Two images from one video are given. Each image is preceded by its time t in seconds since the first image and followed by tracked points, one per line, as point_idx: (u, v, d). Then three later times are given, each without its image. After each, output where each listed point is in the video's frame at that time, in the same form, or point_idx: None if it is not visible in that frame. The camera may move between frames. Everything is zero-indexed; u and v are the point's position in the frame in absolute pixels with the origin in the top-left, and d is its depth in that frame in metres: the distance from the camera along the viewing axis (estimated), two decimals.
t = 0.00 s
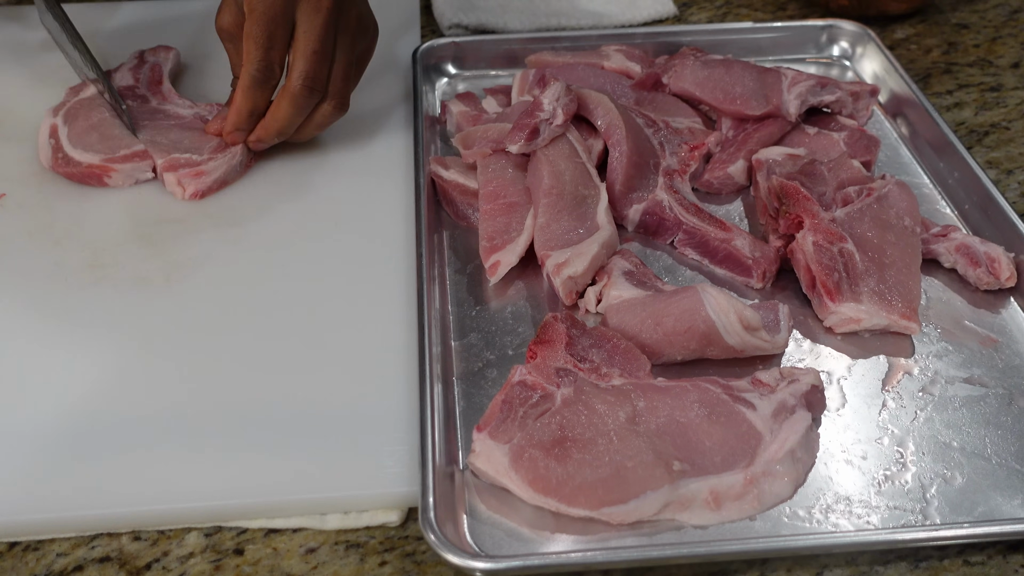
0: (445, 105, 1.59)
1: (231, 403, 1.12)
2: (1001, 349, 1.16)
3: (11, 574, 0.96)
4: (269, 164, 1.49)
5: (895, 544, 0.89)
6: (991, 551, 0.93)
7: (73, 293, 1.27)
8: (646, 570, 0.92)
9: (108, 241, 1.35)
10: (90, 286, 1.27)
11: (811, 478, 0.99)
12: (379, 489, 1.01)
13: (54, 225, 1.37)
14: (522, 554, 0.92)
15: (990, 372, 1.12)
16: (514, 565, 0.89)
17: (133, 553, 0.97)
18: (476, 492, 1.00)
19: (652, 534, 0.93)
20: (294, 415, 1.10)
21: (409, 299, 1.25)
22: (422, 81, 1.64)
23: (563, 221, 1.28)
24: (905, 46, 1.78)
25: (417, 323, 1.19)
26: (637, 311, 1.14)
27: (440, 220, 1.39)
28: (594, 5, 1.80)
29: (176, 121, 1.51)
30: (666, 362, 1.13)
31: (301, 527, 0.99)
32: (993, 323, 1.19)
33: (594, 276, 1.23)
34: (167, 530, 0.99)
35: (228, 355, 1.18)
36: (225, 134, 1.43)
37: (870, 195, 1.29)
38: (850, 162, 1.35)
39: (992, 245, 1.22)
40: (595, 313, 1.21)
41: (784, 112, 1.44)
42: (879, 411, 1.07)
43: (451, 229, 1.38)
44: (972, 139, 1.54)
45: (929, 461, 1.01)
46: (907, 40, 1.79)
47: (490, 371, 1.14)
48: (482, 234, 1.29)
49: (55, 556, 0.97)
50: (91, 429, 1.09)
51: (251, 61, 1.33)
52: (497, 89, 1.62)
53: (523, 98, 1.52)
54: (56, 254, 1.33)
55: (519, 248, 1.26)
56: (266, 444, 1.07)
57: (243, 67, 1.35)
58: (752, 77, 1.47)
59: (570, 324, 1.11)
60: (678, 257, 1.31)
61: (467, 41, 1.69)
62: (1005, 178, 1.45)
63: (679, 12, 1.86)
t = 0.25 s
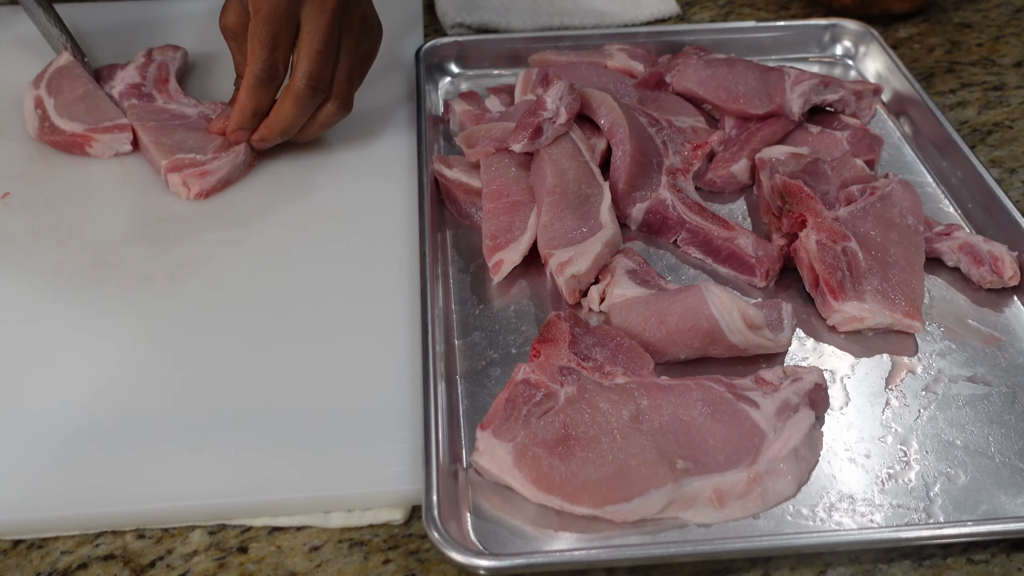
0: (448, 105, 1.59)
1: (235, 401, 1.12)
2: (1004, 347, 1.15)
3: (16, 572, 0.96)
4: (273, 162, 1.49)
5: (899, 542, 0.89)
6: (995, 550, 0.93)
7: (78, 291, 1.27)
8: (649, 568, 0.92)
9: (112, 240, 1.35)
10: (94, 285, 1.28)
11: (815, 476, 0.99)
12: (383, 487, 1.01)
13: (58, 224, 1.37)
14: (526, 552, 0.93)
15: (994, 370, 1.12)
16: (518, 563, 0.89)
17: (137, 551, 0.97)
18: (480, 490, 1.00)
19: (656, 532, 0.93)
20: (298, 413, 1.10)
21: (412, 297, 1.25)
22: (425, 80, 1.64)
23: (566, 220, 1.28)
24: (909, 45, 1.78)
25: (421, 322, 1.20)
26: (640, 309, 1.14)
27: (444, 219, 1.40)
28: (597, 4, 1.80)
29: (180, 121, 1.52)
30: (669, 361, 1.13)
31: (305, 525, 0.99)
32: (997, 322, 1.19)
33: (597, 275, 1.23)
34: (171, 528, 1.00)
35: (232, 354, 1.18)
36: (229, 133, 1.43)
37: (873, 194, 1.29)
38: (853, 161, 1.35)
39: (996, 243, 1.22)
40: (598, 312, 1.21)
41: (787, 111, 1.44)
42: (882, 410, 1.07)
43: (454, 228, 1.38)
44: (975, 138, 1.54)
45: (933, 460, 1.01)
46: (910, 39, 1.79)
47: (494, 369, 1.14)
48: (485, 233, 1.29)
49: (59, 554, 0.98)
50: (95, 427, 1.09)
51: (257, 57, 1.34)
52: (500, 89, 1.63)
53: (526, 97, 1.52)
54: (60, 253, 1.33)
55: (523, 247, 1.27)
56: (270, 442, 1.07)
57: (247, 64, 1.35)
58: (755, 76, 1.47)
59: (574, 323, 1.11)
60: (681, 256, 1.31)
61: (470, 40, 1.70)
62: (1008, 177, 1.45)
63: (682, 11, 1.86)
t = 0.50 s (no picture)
0: (450, 104, 1.59)
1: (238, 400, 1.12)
2: (1006, 346, 1.15)
3: (19, 569, 0.96)
4: (276, 161, 1.49)
5: (901, 540, 0.90)
6: (997, 548, 0.93)
7: (81, 289, 1.27)
8: (652, 566, 0.92)
9: (114, 239, 1.35)
10: (97, 283, 1.28)
11: (817, 475, 0.99)
12: (386, 485, 1.02)
13: (61, 222, 1.38)
14: (529, 550, 0.93)
15: (996, 369, 1.12)
16: (521, 561, 0.89)
17: (140, 549, 0.97)
18: (482, 488, 1.00)
19: (658, 531, 0.93)
20: (300, 411, 1.11)
21: (415, 296, 1.25)
22: (427, 79, 1.64)
23: (569, 219, 1.28)
24: (911, 44, 1.77)
25: (423, 320, 1.20)
26: (642, 308, 1.14)
27: (446, 218, 1.40)
28: (600, 3, 1.80)
29: (183, 120, 1.52)
30: (672, 359, 1.13)
31: (307, 523, 0.99)
32: (999, 321, 1.19)
33: (599, 274, 1.23)
34: (174, 526, 1.00)
35: (234, 352, 1.18)
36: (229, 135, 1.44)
37: (875, 193, 1.29)
38: (855, 160, 1.35)
39: (998, 242, 1.22)
40: (601, 311, 1.21)
41: (789, 110, 1.44)
42: (884, 409, 1.07)
43: (456, 227, 1.38)
44: (977, 137, 1.54)
45: (935, 458, 1.01)
46: (912, 39, 1.79)
47: (496, 368, 1.15)
48: (488, 232, 1.29)
49: (62, 552, 0.98)
50: (98, 425, 1.09)
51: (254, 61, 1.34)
52: (502, 88, 1.63)
53: (528, 96, 1.52)
54: (62, 252, 1.33)
55: (525, 246, 1.27)
56: (273, 440, 1.07)
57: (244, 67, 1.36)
58: (757, 76, 1.47)
59: (576, 321, 1.11)
60: (684, 255, 1.31)
61: (473, 40, 1.70)
62: (1010, 176, 1.45)
63: (684, 11, 1.86)
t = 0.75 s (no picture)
0: (452, 103, 1.60)
1: (241, 399, 1.12)
2: (1008, 346, 1.16)
3: (22, 567, 0.96)
4: (278, 160, 1.50)
5: (902, 539, 0.90)
6: (998, 547, 0.93)
7: (84, 287, 1.28)
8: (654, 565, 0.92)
9: (117, 238, 1.35)
10: (100, 281, 1.28)
11: (818, 474, 1.00)
12: (388, 484, 1.02)
13: (64, 221, 1.38)
14: (531, 549, 0.93)
15: (997, 369, 1.12)
16: (523, 560, 0.89)
17: (143, 547, 0.98)
18: (485, 487, 1.00)
19: (660, 529, 0.93)
20: (303, 410, 1.11)
21: (417, 295, 1.26)
22: (429, 78, 1.64)
23: (571, 218, 1.28)
24: (913, 44, 1.77)
25: (425, 319, 1.20)
26: (644, 307, 1.14)
27: (448, 217, 1.40)
28: (602, 3, 1.80)
29: (186, 120, 1.52)
30: (674, 358, 1.13)
31: (310, 522, 1.00)
32: (1001, 320, 1.19)
33: (601, 273, 1.24)
34: (177, 525, 1.00)
35: (237, 351, 1.19)
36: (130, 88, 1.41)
37: (877, 192, 1.29)
38: (857, 159, 1.35)
39: (1000, 242, 1.22)
40: (603, 310, 1.22)
41: (791, 109, 1.44)
42: (886, 408, 1.07)
43: (458, 227, 1.38)
44: (979, 137, 1.54)
45: (937, 457, 1.01)
46: (914, 38, 1.79)
47: (499, 367, 1.15)
48: (490, 231, 1.30)
49: (66, 550, 0.98)
50: (101, 423, 1.09)
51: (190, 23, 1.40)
52: (504, 88, 1.63)
53: (530, 96, 1.52)
54: (65, 251, 1.33)
55: (527, 246, 1.27)
56: (276, 439, 1.07)
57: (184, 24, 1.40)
58: (759, 75, 1.47)
59: (578, 320, 1.11)
60: (686, 254, 1.31)
61: (475, 40, 1.70)
62: (1012, 175, 1.45)
63: (686, 11, 1.87)
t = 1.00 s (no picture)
0: (454, 104, 1.60)
1: (243, 398, 1.13)
2: (1008, 346, 1.16)
3: (25, 566, 0.97)
4: (280, 161, 1.50)
5: (902, 539, 0.90)
6: (998, 547, 0.93)
7: (86, 287, 1.28)
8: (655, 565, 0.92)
9: (119, 238, 1.36)
10: (102, 281, 1.29)
11: (819, 474, 1.00)
12: (389, 483, 1.02)
13: (67, 222, 1.38)
14: (532, 548, 0.93)
15: (998, 369, 1.12)
16: (524, 559, 0.89)
17: (145, 546, 0.98)
18: (486, 487, 1.01)
19: (661, 529, 0.93)
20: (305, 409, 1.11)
21: (419, 295, 1.26)
22: (431, 79, 1.65)
23: (572, 219, 1.28)
24: (914, 45, 1.78)
25: (427, 320, 1.20)
26: (645, 308, 1.15)
27: (449, 218, 1.40)
28: (603, 4, 1.81)
29: (188, 120, 1.53)
30: (675, 359, 1.14)
31: (311, 521, 1.00)
32: (1001, 320, 1.20)
33: (602, 274, 1.24)
34: (178, 524, 1.00)
35: (238, 351, 1.19)
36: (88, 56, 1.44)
37: (877, 193, 1.29)
38: (858, 160, 1.35)
39: (1000, 242, 1.22)
40: (604, 310, 1.22)
41: (792, 110, 1.44)
42: (886, 408, 1.07)
43: (460, 227, 1.39)
44: (980, 138, 1.54)
45: (937, 457, 1.02)
46: (915, 39, 1.79)
47: (500, 367, 1.15)
48: (491, 232, 1.30)
49: (68, 549, 0.98)
50: (104, 423, 1.10)
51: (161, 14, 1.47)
52: (505, 88, 1.63)
53: (531, 96, 1.52)
54: (68, 251, 1.34)
55: (529, 246, 1.27)
56: (278, 438, 1.08)
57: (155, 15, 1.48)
58: (760, 76, 1.47)
59: (579, 321, 1.12)
60: (687, 255, 1.31)
61: (477, 41, 1.70)
62: (1013, 176, 1.46)
63: (687, 12, 1.87)
